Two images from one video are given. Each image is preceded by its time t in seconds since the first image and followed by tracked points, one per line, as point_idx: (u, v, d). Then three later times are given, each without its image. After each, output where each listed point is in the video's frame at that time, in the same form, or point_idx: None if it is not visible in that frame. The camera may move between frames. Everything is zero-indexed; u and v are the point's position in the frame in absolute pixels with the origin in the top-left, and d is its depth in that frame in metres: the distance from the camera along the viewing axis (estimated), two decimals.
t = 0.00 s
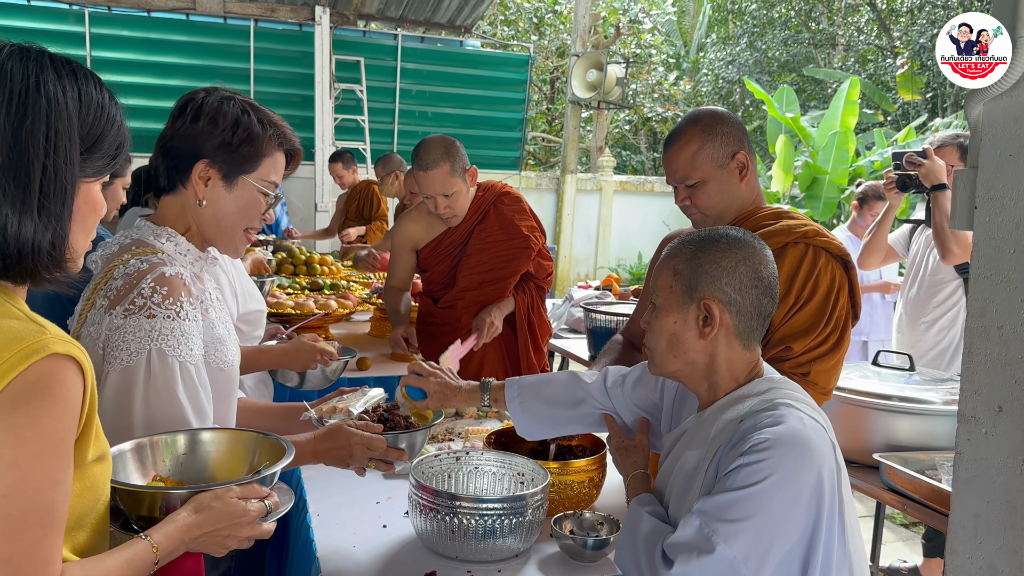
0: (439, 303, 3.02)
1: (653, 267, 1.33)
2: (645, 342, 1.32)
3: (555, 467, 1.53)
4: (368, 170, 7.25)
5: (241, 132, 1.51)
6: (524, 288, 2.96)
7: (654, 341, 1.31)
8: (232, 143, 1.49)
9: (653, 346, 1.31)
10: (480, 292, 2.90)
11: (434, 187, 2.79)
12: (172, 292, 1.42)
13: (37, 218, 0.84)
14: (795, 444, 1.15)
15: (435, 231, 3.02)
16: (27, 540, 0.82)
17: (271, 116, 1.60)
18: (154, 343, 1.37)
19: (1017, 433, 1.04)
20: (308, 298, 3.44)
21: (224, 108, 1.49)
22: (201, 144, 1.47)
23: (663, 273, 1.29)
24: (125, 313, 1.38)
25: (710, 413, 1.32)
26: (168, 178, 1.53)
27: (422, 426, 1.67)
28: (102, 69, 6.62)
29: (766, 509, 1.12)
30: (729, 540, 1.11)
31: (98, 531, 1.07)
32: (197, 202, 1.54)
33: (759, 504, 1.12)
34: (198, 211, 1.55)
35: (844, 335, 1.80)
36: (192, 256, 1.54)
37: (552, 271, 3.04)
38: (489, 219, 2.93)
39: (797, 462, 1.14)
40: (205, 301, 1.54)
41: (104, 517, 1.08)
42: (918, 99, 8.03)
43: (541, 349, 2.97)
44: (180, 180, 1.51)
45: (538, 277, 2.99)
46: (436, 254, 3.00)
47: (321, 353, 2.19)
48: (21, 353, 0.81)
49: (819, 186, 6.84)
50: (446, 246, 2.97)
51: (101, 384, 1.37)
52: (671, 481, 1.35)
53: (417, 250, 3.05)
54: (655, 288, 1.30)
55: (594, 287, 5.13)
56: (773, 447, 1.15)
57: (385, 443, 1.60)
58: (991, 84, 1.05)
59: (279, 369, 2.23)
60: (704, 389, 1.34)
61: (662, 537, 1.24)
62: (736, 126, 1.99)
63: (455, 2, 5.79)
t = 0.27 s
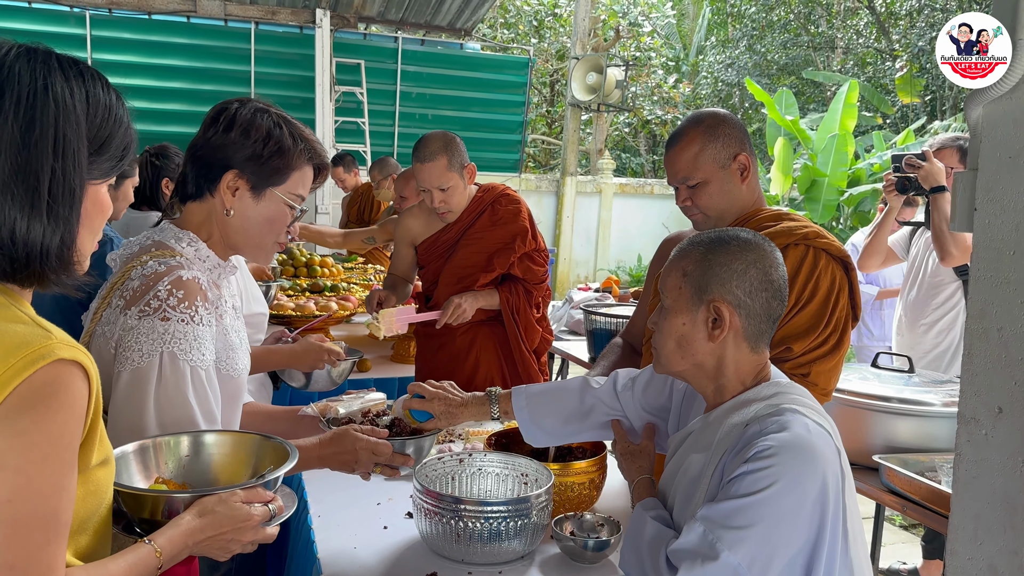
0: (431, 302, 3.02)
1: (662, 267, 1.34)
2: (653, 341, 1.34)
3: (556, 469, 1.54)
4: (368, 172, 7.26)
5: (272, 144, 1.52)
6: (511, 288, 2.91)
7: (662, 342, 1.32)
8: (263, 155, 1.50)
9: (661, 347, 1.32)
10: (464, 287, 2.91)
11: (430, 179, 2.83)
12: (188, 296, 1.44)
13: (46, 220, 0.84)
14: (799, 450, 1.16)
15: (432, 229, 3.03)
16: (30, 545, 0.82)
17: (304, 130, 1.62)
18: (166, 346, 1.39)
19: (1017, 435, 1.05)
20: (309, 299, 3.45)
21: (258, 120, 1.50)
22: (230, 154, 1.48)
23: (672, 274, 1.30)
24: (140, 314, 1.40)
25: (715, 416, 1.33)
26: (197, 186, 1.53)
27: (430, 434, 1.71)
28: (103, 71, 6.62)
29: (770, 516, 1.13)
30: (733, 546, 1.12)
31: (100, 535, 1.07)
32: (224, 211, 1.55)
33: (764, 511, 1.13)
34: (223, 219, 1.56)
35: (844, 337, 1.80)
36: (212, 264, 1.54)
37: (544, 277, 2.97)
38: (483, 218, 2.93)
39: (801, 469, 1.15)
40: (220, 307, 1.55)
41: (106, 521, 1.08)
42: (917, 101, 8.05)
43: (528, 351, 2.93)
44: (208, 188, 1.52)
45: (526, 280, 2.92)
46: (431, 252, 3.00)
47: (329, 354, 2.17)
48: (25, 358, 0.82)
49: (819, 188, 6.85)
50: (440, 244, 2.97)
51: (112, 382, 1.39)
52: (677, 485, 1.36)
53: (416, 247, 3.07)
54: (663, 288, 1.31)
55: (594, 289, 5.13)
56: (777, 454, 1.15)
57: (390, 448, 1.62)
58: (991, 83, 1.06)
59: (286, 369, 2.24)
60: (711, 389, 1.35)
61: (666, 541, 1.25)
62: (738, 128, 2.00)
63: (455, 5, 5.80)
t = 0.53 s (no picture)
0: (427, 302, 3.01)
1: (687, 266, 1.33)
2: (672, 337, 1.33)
3: (558, 471, 1.53)
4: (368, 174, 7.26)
5: (280, 154, 1.53)
6: (501, 294, 2.90)
7: (682, 339, 1.31)
8: (269, 165, 1.51)
9: (680, 345, 1.32)
10: (455, 289, 2.92)
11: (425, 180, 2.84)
12: (187, 301, 1.44)
13: (42, 223, 0.84)
14: (821, 454, 1.15)
15: (429, 229, 3.04)
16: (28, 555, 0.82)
17: (312, 142, 1.62)
18: (164, 351, 1.39)
19: (1018, 440, 1.00)
20: (309, 302, 3.45)
21: (267, 130, 1.50)
22: (242, 164, 1.49)
23: (697, 272, 1.30)
24: (138, 318, 1.40)
25: (733, 419, 1.32)
26: (202, 193, 1.53)
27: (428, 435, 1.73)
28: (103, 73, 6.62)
29: (796, 518, 1.12)
30: (756, 552, 1.11)
31: (99, 541, 1.07)
32: (229, 219, 1.55)
33: (788, 514, 1.12)
34: (227, 227, 1.56)
35: (846, 339, 1.80)
36: (212, 270, 1.53)
37: (535, 280, 2.94)
38: (479, 219, 2.92)
39: (823, 473, 1.14)
40: (220, 314, 1.54)
41: (104, 526, 1.08)
42: (917, 104, 8.05)
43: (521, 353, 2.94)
44: (214, 195, 1.52)
45: (515, 283, 2.92)
46: (428, 253, 2.99)
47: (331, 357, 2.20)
48: (20, 366, 0.81)
49: (819, 190, 6.85)
50: (436, 245, 2.97)
51: (110, 386, 1.38)
52: (694, 490, 1.35)
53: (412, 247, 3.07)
54: (686, 286, 1.31)
55: (594, 291, 5.13)
56: (800, 458, 1.14)
57: (388, 450, 1.61)
58: (992, 83, 1.02)
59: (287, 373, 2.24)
60: (729, 391, 1.35)
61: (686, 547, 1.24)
62: (740, 130, 2.00)
63: (455, 7, 5.80)
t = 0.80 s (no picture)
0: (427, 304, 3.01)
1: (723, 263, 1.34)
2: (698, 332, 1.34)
3: (557, 473, 1.53)
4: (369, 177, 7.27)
5: (267, 155, 1.53)
6: (503, 296, 2.89)
7: (708, 336, 1.32)
8: (258, 166, 1.51)
9: (707, 341, 1.32)
10: (454, 291, 2.92)
11: (425, 183, 2.84)
12: (179, 305, 1.44)
13: (41, 227, 0.84)
14: (852, 456, 1.15)
15: (428, 231, 3.03)
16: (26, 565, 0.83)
17: (299, 143, 1.63)
18: (158, 355, 1.39)
19: (1018, 442, 1.00)
20: (309, 304, 3.45)
21: (254, 132, 1.51)
22: (227, 166, 1.49)
23: (731, 269, 1.30)
24: (131, 323, 1.39)
25: (759, 420, 1.32)
26: (190, 196, 1.53)
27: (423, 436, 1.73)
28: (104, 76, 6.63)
29: (828, 519, 1.12)
30: (789, 553, 1.11)
31: (99, 549, 1.07)
32: (218, 222, 1.55)
33: (822, 515, 1.12)
34: (216, 229, 1.56)
35: (843, 342, 1.80)
36: (202, 274, 1.55)
37: (537, 283, 2.94)
38: (479, 221, 2.92)
39: (855, 474, 1.14)
40: (212, 317, 1.55)
41: (104, 534, 1.08)
42: (918, 107, 8.05)
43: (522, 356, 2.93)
44: (203, 199, 1.52)
45: (518, 285, 2.91)
46: (428, 255, 2.99)
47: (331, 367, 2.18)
48: (16, 376, 0.81)
49: (819, 193, 6.86)
50: (435, 247, 2.97)
51: (103, 392, 1.38)
52: (719, 493, 1.34)
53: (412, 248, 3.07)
54: (720, 283, 1.31)
55: (595, 293, 5.13)
56: (833, 459, 1.14)
57: (384, 452, 1.61)
58: (992, 82, 1.02)
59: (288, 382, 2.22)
60: (754, 393, 1.35)
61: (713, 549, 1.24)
62: (737, 133, 2.00)
63: (456, 10, 5.80)
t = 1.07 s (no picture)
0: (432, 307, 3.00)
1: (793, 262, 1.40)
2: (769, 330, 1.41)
3: (556, 476, 1.53)
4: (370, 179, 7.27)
5: (246, 145, 1.53)
6: (515, 304, 2.87)
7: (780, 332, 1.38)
8: (236, 157, 1.51)
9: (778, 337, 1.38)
10: (466, 295, 2.89)
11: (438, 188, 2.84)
12: (173, 303, 1.43)
13: (46, 236, 0.84)
14: (896, 464, 1.15)
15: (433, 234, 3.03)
16: None
17: (274, 130, 1.64)
18: (155, 353, 1.38)
19: (1018, 447, 0.99)
20: (310, 307, 3.46)
21: (230, 122, 1.52)
22: (205, 157, 1.49)
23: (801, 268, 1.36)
24: (126, 323, 1.39)
25: (824, 421, 1.33)
26: (172, 192, 1.54)
27: (419, 428, 1.79)
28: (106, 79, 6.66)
29: (862, 520, 1.14)
30: (818, 553, 1.14)
31: (102, 557, 1.06)
32: (200, 215, 1.55)
33: (857, 516, 1.13)
34: (199, 222, 1.56)
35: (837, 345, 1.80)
36: (194, 269, 1.56)
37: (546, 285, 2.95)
38: (486, 224, 2.93)
39: (897, 482, 1.14)
40: (206, 313, 1.55)
41: (107, 543, 1.07)
42: (919, 110, 8.04)
43: (531, 365, 2.84)
44: (183, 193, 1.53)
45: (527, 289, 2.91)
46: (432, 256, 2.99)
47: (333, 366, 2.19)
48: (23, 386, 0.81)
49: (820, 197, 6.84)
50: (439, 250, 2.97)
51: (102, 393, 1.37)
52: (772, 482, 1.38)
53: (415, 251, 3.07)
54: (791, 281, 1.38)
55: (596, 296, 5.12)
56: (874, 463, 1.15)
57: (383, 443, 1.59)
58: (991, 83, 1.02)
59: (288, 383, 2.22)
60: (819, 388, 1.38)
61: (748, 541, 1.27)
62: (735, 135, 2.00)
63: (457, 13, 5.79)
